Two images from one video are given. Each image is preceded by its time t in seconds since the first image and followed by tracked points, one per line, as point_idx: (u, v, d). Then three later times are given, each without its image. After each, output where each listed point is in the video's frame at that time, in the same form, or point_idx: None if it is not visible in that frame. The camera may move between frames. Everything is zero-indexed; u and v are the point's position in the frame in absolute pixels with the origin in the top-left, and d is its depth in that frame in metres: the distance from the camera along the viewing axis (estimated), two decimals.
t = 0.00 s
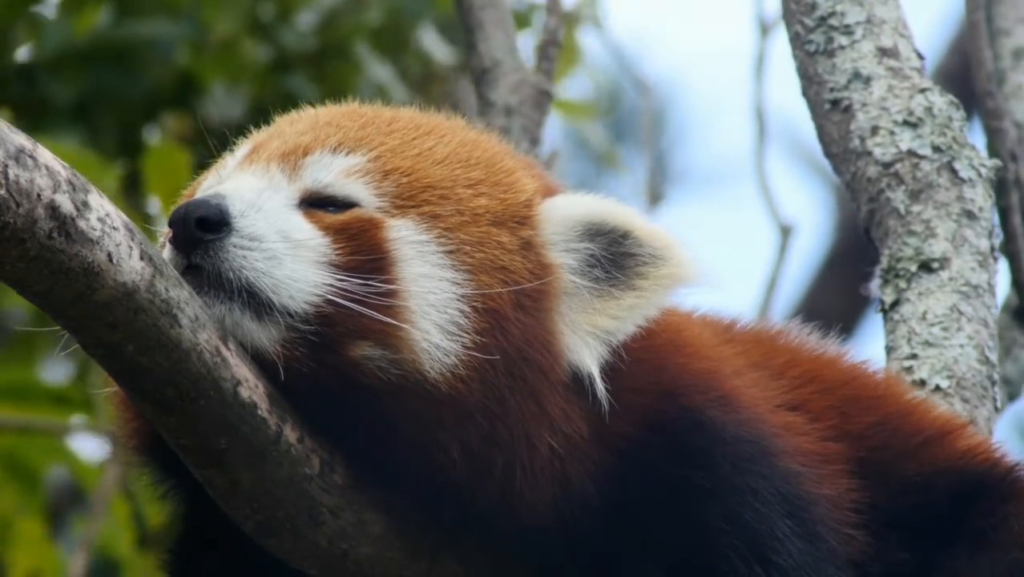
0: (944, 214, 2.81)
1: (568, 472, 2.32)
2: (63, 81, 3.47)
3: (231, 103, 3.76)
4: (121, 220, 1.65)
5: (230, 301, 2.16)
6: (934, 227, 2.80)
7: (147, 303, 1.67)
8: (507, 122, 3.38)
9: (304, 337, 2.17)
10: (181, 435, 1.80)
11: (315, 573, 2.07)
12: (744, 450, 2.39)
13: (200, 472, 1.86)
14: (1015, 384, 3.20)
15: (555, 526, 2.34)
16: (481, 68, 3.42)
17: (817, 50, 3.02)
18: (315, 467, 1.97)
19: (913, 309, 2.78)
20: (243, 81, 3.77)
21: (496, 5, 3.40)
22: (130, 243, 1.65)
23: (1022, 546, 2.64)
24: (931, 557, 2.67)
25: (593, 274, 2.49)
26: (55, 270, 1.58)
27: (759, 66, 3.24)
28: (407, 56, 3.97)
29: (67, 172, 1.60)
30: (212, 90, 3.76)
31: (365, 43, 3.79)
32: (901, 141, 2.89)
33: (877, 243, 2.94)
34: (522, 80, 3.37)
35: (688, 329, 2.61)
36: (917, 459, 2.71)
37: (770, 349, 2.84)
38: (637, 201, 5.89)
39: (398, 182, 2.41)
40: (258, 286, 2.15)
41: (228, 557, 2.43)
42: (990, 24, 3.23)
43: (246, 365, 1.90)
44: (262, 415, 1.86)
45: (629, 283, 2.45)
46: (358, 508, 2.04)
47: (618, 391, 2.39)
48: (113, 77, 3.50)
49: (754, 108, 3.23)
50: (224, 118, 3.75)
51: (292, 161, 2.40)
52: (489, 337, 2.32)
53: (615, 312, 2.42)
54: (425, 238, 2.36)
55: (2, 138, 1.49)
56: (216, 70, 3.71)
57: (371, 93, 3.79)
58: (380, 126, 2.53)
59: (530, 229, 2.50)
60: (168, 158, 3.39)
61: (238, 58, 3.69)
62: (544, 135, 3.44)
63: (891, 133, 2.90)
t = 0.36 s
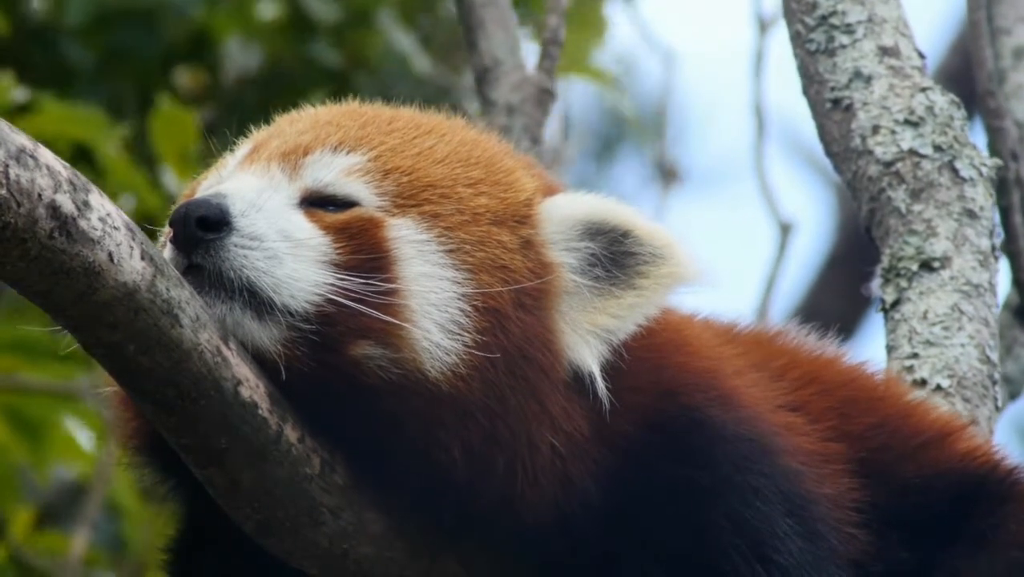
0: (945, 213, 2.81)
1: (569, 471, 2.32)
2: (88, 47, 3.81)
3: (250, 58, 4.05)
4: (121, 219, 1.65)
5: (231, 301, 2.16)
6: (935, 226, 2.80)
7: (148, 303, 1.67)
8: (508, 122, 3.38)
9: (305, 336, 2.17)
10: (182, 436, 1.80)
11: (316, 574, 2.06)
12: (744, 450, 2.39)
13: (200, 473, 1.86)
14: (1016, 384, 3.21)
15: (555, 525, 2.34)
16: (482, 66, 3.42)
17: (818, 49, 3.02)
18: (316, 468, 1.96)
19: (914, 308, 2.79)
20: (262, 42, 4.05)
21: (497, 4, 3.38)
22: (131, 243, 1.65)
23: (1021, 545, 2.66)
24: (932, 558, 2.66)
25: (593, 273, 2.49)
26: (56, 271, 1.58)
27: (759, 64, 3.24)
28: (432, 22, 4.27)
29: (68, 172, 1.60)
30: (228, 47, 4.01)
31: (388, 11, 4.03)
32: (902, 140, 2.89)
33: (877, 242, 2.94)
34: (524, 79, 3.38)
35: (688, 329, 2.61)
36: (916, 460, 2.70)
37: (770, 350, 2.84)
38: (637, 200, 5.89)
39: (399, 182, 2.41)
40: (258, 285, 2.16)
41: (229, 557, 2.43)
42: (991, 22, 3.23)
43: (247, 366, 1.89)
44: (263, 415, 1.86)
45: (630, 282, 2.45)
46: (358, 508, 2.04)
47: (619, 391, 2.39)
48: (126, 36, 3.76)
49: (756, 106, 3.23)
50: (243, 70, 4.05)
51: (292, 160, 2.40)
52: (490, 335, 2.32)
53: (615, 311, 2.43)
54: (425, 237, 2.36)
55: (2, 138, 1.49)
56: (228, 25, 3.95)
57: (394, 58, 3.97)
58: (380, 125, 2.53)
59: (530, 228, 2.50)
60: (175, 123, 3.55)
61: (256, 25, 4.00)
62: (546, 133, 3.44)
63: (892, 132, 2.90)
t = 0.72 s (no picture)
0: (947, 213, 2.81)
1: (571, 468, 2.32)
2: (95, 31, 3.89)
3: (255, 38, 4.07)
4: (124, 219, 1.66)
5: (232, 299, 2.16)
6: (937, 226, 2.81)
7: (150, 303, 1.67)
8: (513, 120, 3.37)
9: (306, 334, 2.17)
10: (184, 436, 1.80)
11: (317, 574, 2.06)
12: (745, 448, 2.39)
13: (202, 472, 1.86)
14: (1019, 382, 3.22)
15: (556, 525, 2.34)
16: (488, 64, 3.43)
17: (821, 49, 3.01)
18: (317, 466, 1.97)
19: (916, 308, 2.79)
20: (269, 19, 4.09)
21: (504, 2, 3.43)
22: (133, 243, 1.66)
23: (1018, 546, 2.64)
24: (935, 557, 2.65)
25: (593, 268, 2.49)
26: (58, 271, 1.58)
27: (763, 61, 3.24)
28: None
29: (70, 172, 1.60)
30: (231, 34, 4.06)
31: None
32: (905, 140, 2.89)
33: (879, 242, 2.94)
34: (530, 77, 3.37)
35: (688, 329, 2.61)
36: (915, 463, 2.70)
37: (770, 354, 2.85)
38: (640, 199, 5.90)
39: (398, 179, 2.41)
40: (259, 283, 2.16)
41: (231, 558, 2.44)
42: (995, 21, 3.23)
43: (248, 364, 1.90)
44: (264, 413, 1.86)
45: (630, 277, 2.45)
46: (360, 507, 2.04)
47: (621, 389, 2.39)
48: (135, 17, 3.86)
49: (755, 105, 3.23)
50: (245, 47, 4.07)
51: (292, 159, 2.40)
52: (491, 331, 2.32)
53: (616, 307, 2.43)
54: (426, 234, 2.36)
55: (4, 138, 1.50)
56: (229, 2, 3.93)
57: (405, 32, 4.07)
58: (379, 123, 2.53)
59: (530, 225, 2.50)
60: (159, 106, 3.58)
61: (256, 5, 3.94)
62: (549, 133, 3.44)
63: (894, 132, 2.90)
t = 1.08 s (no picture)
0: (949, 214, 2.81)
1: (572, 468, 2.32)
2: (73, 61, 3.86)
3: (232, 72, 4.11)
4: (125, 219, 1.66)
5: (232, 299, 2.16)
6: (939, 226, 2.81)
7: (151, 303, 1.68)
8: (516, 121, 3.38)
9: (307, 334, 2.17)
10: (184, 435, 1.80)
11: (318, 574, 2.06)
12: (746, 448, 2.39)
13: (203, 472, 1.86)
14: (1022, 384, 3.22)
15: (556, 525, 2.34)
16: (491, 65, 3.43)
17: (823, 49, 3.01)
18: (318, 466, 1.97)
19: (918, 309, 2.79)
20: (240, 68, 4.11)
21: (505, 3, 3.41)
22: (134, 243, 1.66)
23: (1019, 546, 2.64)
24: (937, 559, 2.65)
25: (593, 268, 2.49)
26: (59, 271, 1.58)
27: (758, 61, 3.24)
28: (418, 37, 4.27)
29: (71, 172, 1.60)
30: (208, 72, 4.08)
31: (371, 22, 4.06)
32: (906, 141, 2.89)
33: (880, 242, 2.94)
34: (533, 78, 3.38)
35: (689, 329, 2.61)
36: (915, 463, 2.69)
37: (770, 355, 2.85)
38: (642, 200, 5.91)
39: (398, 179, 2.41)
40: (260, 283, 2.16)
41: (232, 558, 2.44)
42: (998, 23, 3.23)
43: (249, 364, 1.90)
44: (265, 413, 1.86)
45: (630, 277, 2.45)
46: (361, 506, 2.04)
47: (622, 389, 2.39)
48: (118, 47, 3.85)
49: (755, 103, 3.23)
50: (224, 83, 4.10)
51: (292, 159, 2.40)
52: (492, 330, 2.32)
53: (616, 306, 2.43)
54: (426, 233, 2.36)
55: (4, 138, 1.50)
56: (211, 39, 3.99)
57: (374, 66, 4.03)
58: (379, 123, 2.53)
59: (530, 224, 2.50)
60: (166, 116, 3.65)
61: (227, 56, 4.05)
62: (552, 135, 3.45)
63: (896, 132, 2.90)
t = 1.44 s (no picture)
0: (950, 215, 2.81)
1: (573, 468, 2.32)
2: (88, 44, 3.86)
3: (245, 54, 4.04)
4: (125, 219, 1.66)
5: (232, 299, 2.16)
6: (940, 227, 2.81)
7: (152, 303, 1.68)
8: (518, 121, 3.39)
9: (308, 334, 2.17)
10: (185, 434, 1.80)
11: (318, 573, 2.06)
12: (746, 448, 2.39)
13: (203, 472, 1.86)
14: None
15: (556, 526, 2.34)
16: (492, 64, 3.43)
17: (824, 51, 3.02)
18: (318, 466, 1.97)
19: (919, 310, 2.79)
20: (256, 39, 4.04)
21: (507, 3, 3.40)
22: (134, 243, 1.66)
23: (1018, 546, 2.64)
24: (937, 561, 2.65)
25: (593, 268, 2.50)
26: (60, 271, 1.58)
27: (762, 60, 3.24)
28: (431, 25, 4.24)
29: (71, 173, 1.60)
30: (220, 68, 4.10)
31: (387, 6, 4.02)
32: (907, 142, 2.89)
33: (882, 243, 2.94)
34: (534, 78, 3.38)
35: (692, 332, 2.61)
36: (915, 463, 2.69)
37: (770, 355, 2.85)
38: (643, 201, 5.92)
39: (398, 179, 2.41)
40: (260, 282, 2.16)
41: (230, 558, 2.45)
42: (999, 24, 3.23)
43: (250, 363, 1.90)
44: (265, 413, 1.86)
45: (631, 276, 2.45)
46: (361, 506, 2.04)
47: (622, 390, 2.40)
48: (131, 31, 3.84)
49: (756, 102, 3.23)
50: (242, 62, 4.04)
51: (292, 159, 2.40)
52: (492, 330, 2.32)
53: (616, 306, 2.43)
54: (426, 234, 2.36)
55: (4, 139, 1.50)
56: (228, 16, 3.99)
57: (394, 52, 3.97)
58: (378, 123, 2.53)
59: (530, 224, 2.50)
60: (176, 110, 3.61)
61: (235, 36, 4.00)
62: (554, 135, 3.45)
63: (897, 133, 2.90)
